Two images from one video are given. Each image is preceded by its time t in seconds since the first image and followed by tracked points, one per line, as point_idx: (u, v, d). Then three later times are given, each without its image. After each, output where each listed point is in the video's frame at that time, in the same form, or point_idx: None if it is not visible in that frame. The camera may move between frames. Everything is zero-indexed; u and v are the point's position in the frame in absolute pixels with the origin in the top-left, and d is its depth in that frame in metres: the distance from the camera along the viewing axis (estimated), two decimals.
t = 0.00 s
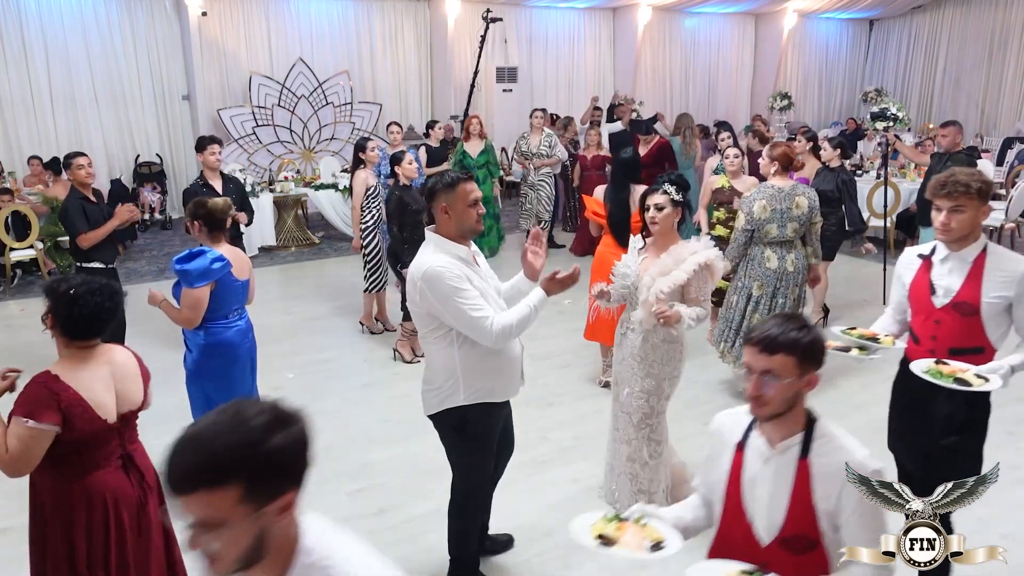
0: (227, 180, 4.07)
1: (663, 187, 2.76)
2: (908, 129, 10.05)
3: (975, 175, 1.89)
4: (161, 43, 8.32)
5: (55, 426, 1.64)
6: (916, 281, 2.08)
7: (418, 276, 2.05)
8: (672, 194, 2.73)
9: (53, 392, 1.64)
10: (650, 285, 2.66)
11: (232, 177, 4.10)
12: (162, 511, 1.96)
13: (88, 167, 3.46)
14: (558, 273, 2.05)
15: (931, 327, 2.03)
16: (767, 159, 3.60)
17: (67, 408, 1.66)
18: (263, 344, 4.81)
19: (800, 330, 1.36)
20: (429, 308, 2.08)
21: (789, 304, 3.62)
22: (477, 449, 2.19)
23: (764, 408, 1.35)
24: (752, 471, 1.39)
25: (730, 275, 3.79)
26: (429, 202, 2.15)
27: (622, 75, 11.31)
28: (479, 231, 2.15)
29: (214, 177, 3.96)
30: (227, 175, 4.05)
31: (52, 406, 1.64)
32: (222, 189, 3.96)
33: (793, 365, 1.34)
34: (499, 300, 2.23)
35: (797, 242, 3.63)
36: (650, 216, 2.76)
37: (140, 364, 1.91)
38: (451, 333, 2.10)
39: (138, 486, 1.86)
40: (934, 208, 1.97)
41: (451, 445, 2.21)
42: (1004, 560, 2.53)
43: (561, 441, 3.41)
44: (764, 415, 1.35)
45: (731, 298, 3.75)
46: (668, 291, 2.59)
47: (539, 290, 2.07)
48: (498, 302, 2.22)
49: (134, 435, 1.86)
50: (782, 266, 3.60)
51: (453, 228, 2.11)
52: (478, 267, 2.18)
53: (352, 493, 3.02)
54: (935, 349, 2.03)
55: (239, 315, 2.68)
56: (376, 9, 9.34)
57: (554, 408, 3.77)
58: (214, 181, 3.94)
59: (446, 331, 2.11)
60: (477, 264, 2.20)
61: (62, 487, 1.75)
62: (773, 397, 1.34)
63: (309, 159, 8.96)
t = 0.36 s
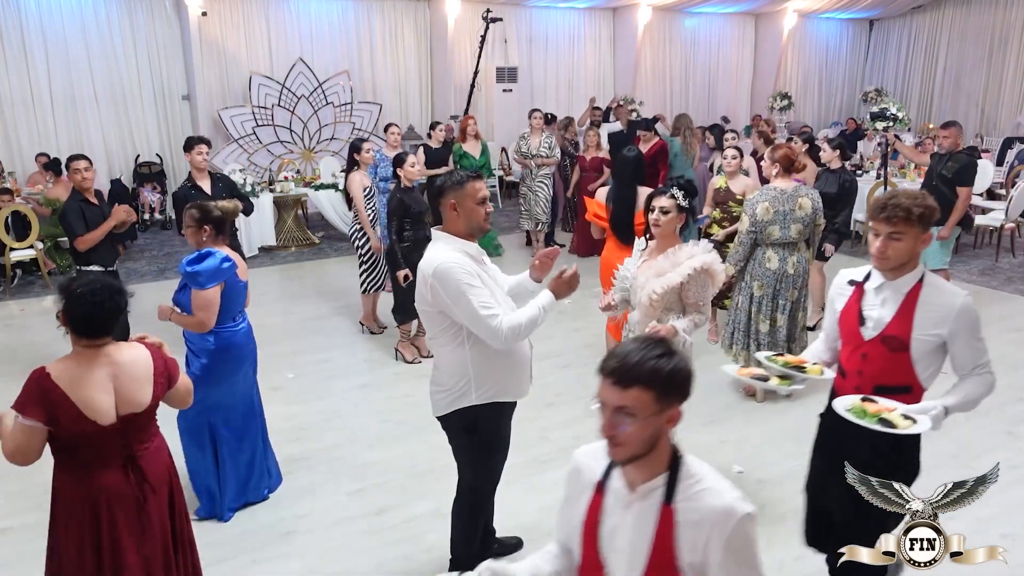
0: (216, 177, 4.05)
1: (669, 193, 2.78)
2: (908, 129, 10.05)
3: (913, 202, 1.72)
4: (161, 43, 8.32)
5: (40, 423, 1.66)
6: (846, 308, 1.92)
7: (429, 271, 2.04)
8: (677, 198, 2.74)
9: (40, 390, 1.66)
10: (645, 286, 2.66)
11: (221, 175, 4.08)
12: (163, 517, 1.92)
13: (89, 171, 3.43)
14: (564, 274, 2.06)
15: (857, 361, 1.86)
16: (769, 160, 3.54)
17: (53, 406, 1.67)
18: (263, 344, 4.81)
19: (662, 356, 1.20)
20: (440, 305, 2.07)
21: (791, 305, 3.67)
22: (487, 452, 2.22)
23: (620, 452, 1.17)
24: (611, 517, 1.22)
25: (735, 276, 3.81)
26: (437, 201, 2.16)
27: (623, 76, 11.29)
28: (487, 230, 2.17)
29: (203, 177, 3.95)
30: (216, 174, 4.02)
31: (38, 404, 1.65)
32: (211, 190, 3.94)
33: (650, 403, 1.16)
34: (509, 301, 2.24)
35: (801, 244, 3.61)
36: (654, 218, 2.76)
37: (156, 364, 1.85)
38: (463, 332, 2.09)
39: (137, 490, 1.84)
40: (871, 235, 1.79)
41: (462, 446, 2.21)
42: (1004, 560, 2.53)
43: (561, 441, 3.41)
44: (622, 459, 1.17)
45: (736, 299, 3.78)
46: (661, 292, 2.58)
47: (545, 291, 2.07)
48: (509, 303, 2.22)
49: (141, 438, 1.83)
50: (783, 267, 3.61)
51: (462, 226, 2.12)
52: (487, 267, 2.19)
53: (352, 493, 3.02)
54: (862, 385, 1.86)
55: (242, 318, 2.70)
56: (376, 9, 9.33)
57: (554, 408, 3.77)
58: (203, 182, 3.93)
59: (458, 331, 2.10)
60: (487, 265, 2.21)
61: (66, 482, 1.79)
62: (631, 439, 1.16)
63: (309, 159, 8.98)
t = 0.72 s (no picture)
0: (200, 179, 4.06)
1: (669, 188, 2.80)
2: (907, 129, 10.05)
3: (816, 230, 1.53)
4: (161, 43, 8.32)
5: (17, 407, 1.72)
6: (761, 335, 1.71)
7: (439, 270, 2.04)
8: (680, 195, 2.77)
9: (19, 378, 1.71)
10: (641, 276, 2.70)
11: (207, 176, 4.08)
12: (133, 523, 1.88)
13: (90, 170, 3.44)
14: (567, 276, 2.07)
15: (775, 395, 1.66)
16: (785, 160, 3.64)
17: (25, 396, 1.71)
18: (263, 344, 4.81)
19: (504, 438, 1.05)
20: (449, 303, 2.08)
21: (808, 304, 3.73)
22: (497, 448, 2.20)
23: (451, 553, 1.01)
24: None
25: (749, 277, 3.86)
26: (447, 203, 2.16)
27: (623, 76, 11.28)
28: (497, 231, 2.18)
29: (188, 179, 3.96)
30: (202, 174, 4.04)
31: (15, 390, 1.71)
32: (195, 191, 3.95)
33: (483, 497, 1.01)
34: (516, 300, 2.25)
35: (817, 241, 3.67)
36: (656, 215, 2.78)
37: (140, 364, 1.82)
38: (472, 330, 2.10)
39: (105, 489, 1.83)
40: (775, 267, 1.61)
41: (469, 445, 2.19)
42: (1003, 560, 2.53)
43: (560, 442, 3.41)
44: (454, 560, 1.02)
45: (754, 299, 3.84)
46: (658, 283, 2.61)
47: (549, 293, 2.09)
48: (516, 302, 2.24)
49: (119, 437, 1.83)
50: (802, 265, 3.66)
51: (473, 226, 2.12)
52: (497, 267, 2.20)
53: (352, 493, 3.02)
54: (782, 419, 1.68)
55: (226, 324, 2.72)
56: (376, 8, 9.33)
57: (554, 409, 3.77)
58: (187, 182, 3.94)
59: (467, 328, 2.10)
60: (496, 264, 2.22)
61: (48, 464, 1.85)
62: (461, 539, 1.00)
63: (309, 159, 9.01)
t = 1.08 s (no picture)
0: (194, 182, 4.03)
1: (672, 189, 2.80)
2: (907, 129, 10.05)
3: (687, 252, 1.46)
4: (161, 43, 8.32)
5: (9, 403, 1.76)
6: (648, 358, 1.62)
7: (451, 263, 2.07)
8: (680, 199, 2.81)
9: (11, 377, 1.75)
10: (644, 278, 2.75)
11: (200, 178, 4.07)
12: (111, 526, 1.88)
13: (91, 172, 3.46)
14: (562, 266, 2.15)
15: (665, 422, 1.57)
16: (799, 161, 3.54)
17: (15, 394, 1.75)
18: (264, 344, 4.81)
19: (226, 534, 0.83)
20: (461, 296, 2.11)
21: (831, 303, 3.66)
22: (509, 432, 2.20)
23: None
24: None
25: (766, 280, 3.75)
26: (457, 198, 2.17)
27: (623, 76, 11.28)
28: (508, 223, 2.18)
29: (180, 181, 3.96)
30: (194, 178, 4.02)
31: (8, 387, 1.75)
32: (184, 192, 3.95)
33: None
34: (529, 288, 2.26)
35: (832, 240, 3.64)
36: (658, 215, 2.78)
37: (130, 369, 1.82)
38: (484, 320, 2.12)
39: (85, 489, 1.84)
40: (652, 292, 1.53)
41: (482, 433, 2.20)
42: (1004, 561, 2.53)
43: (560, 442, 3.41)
44: None
45: (775, 303, 3.72)
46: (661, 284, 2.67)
47: (547, 286, 2.15)
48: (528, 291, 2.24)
49: (105, 440, 1.84)
50: (821, 266, 3.62)
51: (483, 219, 2.12)
52: (508, 258, 2.21)
53: (352, 493, 3.02)
54: (673, 450, 1.59)
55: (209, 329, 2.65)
56: (376, 8, 9.33)
57: (554, 409, 3.77)
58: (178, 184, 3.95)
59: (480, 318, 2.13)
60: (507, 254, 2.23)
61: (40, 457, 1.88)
62: None
63: (309, 159, 9.02)
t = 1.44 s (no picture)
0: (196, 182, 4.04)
1: (678, 187, 2.79)
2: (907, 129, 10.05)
3: (560, 306, 1.21)
4: (161, 44, 8.32)
5: (42, 387, 1.80)
6: (530, 417, 1.40)
7: (457, 259, 2.09)
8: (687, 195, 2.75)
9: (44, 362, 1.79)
10: (658, 280, 2.68)
11: (202, 180, 4.07)
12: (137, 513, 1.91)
13: (95, 169, 3.45)
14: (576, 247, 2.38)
15: (544, 491, 1.35)
16: (806, 158, 3.57)
17: (46, 377, 1.79)
18: (263, 344, 4.80)
19: None
20: (465, 291, 2.12)
21: (838, 299, 3.68)
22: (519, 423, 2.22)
23: None
24: None
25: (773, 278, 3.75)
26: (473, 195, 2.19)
27: (623, 76, 11.28)
28: (519, 222, 2.17)
29: (183, 180, 3.95)
30: (198, 179, 4.03)
31: (43, 372, 1.79)
32: (188, 193, 3.96)
33: None
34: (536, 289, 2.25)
35: (836, 238, 3.64)
36: (662, 214, 2.77)
37: (154, 355, 1.82)
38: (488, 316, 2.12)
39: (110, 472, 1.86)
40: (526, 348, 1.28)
41: (496, 419, 2.24)
42: (1004, 560, 2.53)
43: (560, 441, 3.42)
44: None
45: (785, 302, 3.71)
46: (676, 286, 2.60)
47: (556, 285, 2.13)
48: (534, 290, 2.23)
49: (131, 424, 1.86)
50: (825, 263, 3.60)
51: (493, 218, 2.12)
52: (517, 256, 2.20)
53: (351, 493, 3.02)
54: (550, 526, 1.36)
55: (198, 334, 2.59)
56: (376, 8, 9.34)
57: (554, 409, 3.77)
58: (182, 183, 3.95)
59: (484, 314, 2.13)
60: (517, 253, 2.22)
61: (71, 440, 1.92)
62: None
63: (309, 159, 9.02)
